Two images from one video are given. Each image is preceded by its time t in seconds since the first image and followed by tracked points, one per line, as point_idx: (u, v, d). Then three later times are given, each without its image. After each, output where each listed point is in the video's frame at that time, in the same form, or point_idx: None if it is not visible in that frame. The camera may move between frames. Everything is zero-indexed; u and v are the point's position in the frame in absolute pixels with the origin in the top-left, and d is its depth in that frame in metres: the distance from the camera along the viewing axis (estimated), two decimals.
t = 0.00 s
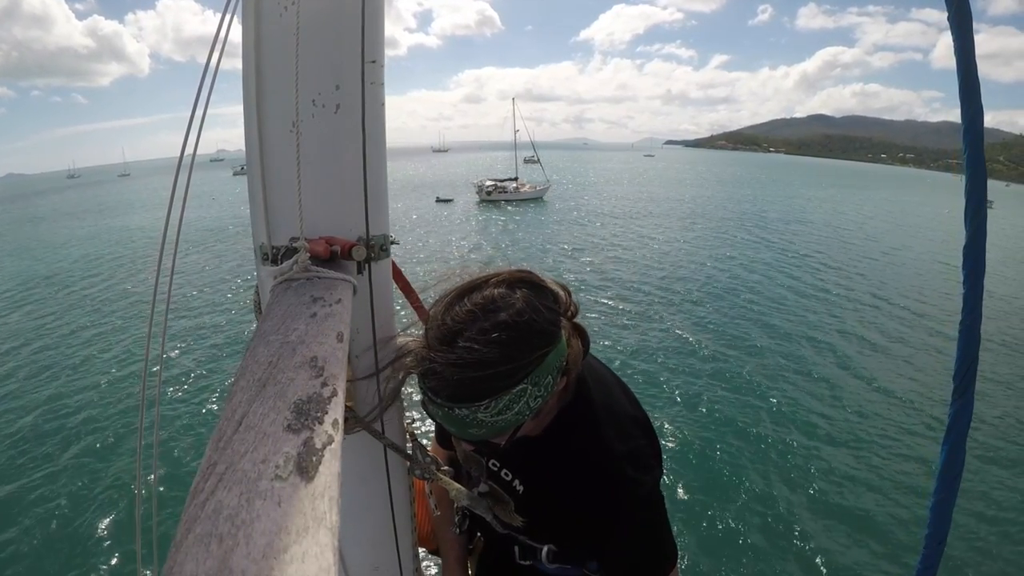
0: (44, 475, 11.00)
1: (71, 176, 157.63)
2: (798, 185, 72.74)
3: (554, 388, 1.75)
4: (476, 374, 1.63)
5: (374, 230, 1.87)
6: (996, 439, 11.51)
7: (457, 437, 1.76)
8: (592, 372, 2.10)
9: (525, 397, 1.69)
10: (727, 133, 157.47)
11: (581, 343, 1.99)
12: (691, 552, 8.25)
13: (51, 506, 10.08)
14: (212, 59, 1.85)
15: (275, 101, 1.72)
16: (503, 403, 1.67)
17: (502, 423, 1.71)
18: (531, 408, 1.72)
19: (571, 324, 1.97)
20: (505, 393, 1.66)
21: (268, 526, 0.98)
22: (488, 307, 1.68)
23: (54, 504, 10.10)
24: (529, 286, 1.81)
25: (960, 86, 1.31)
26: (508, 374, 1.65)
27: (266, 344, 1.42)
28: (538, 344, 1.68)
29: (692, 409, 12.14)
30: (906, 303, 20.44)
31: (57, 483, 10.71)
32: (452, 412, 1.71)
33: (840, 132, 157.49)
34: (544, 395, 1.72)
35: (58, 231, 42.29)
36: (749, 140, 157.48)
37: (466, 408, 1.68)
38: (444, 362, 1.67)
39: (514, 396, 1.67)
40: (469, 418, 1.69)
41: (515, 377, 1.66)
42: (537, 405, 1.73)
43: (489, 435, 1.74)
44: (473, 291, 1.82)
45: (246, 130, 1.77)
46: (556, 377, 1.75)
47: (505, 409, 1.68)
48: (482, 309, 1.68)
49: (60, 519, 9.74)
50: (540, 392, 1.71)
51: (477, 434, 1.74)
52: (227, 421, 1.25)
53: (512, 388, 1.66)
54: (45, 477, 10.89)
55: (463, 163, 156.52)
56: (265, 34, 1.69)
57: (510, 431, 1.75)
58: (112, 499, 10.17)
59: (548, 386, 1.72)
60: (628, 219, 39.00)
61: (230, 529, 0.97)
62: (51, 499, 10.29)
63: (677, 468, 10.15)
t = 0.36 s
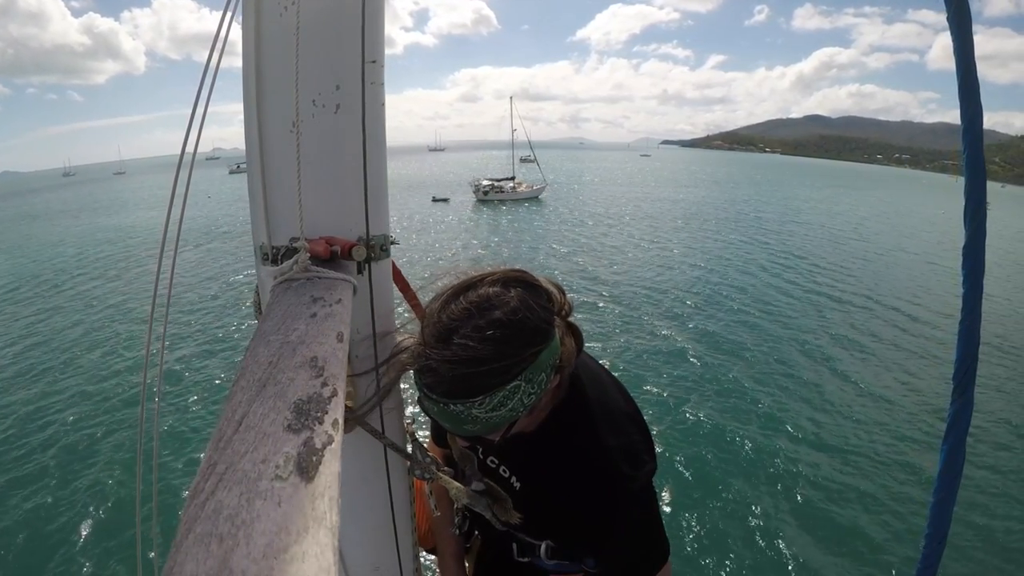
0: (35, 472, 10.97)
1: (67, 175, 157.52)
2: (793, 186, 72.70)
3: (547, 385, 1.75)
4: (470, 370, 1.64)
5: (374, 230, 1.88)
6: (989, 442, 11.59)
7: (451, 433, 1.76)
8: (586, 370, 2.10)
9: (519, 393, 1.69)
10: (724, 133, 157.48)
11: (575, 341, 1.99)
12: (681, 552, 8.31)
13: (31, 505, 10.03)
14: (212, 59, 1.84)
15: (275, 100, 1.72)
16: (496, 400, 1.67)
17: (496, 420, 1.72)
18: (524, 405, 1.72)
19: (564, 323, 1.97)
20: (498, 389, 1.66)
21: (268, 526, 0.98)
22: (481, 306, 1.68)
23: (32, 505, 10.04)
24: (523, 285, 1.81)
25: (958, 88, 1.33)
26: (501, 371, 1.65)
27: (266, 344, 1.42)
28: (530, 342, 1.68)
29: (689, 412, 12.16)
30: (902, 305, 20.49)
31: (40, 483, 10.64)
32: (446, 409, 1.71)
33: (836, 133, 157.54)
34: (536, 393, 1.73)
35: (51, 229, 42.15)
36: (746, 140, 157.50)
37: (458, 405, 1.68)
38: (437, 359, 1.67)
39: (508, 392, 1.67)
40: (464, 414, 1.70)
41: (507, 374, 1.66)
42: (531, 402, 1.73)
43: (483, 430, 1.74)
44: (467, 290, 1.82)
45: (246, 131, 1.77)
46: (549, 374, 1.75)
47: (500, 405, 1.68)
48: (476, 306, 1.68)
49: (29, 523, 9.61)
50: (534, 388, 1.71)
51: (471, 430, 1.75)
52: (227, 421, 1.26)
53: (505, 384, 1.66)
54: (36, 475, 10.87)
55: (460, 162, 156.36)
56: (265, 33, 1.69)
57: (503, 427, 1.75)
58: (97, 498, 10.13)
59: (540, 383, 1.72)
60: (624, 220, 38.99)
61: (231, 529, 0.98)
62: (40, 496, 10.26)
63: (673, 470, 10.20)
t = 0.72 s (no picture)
0: (26, 472, 10.95)
1: (63, 176, 157.47)
2: (789, 185, 72.64)
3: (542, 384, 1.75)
4: (465, 365, 1.64)
5: (373, 230, 1.87)
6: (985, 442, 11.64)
7: (445, 427, 1.76)
8: (583, 369, 2.11)
9: (513, 389, 1.69)
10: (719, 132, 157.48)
11: (572, 342, 1.99)
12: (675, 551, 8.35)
13: (20, 505, 10.02)
14: (212, 59, 1.84)
15: (275, 101, 1.72)
16: (490, 395, 1.67)
17: (489, 416, 1.72)
18: (519, 401, 1.71)
19: (562, 323, 1.97)
20: (493, 384, 1.66)
21: (268, 526, 0.98)
22: (477, 304, 1.68)
23: (15, 504, 10.06)
24: (523, 284, 1.80)
25: (960, 86, 1.33)
26: (496, 367, 1.65)
27: (266, 343, 1.42)
28: (526, 340, 1.68)
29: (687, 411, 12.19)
30: (898, 305, 20.53)
31: (26, 484, 10.62)
32: (440, 403, 1.71)
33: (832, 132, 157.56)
34: (532, 390, 1.72)
35: (45, 230, 42.03)
36: (741, 140, 157.50)
37: (453, 399, 1.68)
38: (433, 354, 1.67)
39: (504, 388, 1.67)
40: (458, 408, 1.69)
41: (503, 370, 1.66)
42: (526, 398, 1.72)
43: (477, 425, 1.74)
44: (466, 286, 1.82)
45: (246, 132, 1.77)
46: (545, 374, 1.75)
47: (494, 401, 1.68)
48: (472, 304, 1.68)
49: (8, 524, 9.58)
50: (529, 386, 1.70)
51: (465, 424, 1.74)
52: (226, 421, 1.25)
53: (500, 380, 1.66)
54: (28, 475, 10.85)
55: (456, 162, 156.32)
56: (265, 32, 1.68)
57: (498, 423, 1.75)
58: (89, 498, 10.13)
59: (536, 380, 1.71)
60: (620, 220, 39.00)
61: (231, 528, 0.97)
62: (30, 496, 10.23)
63: (669, 469, 10.26)
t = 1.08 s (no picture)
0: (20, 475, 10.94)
1: (59, 178, 157.41)
2: (785, 183, 72.66)
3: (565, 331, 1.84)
4: (498, 292, 1.73)
5: (373, 230, 1.88)
6: (982, 437, 11.67)
7: (463, 345, 1.78)
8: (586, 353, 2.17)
9: (537, 324, 1.75)
10: (715, 130, 157.51)
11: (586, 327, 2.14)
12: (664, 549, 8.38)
13: (6, 507, 10.04)
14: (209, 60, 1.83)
15: (274, 103, 1.71)
16: (517, 319, 1.73)
17: (510, 345, 1.76)
18: (540, 338, 1.78)
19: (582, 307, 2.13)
20: (521, 311, 1.73)
21: (268, 525, 0.98)
22: (516, 247, 1.81)
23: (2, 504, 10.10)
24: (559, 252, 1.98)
25: (958, 86, 1.34)
26: (528, 299, 1.74)
27: (265, 343, 1.41)
28: (560, 285, 1.81)
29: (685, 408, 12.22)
30: (894, 302, 20.58)
31: (19, 486, 10.62)
32: (466, 317, 1.76)
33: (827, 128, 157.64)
34: (554, 333, 1.80)
35: (39, 233, 41.94)
36: (737, 137, 157.51)
37: (480, 314, 1.74)
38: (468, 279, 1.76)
39: (530, 318, 1.74)
40: (482, 327, 1.74)
41: (536, 298, 1.75)
42: (546, 339, 1.79)
43: (494, 353, 1.77)
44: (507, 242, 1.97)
45: (244, 131, 1.76)
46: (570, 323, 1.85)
47: (518, 328, 1.73)
48: (510, 249, 1.81)
49: None
50: (553, 327, 1.78)
51: (482, 350, 1.77)
52: (225, 421, 1.25)
53: (528, 309, 1.74)
54: (22, 478, 10.84)
55: (452, 162, 156.31)
56: (264, 31, 1.67)
57: (514, 357, 1.78)
58: (85, 501, 10.13)
59: (560, 325, 1.80)
60: (616, 218, 38.99)
61: (228, 528, 0.98)
62: (24, 499, 10.23)
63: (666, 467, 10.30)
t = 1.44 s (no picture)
0: (18, 479, 10.94)
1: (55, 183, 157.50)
2: (781, 180, 72.65)
3: (586, 289, 1.94)
4: (529, 231, 1.87)
5: (371, 229, 1.89)
6: (980, 434, 11.69)
7: (485, 264, 1.89)
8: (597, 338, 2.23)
9: (558, 269, 1.86)
10: (710, 129, 157.57)
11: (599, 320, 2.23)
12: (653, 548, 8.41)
13: None
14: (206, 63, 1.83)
15: (273, 104, 1.71)
16: (541, 256, 1.85)
17: (529, 276, 1.86)
18: (559, 283, 1.87)
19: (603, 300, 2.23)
20: (544, 251, 1.86)
21: (267, 525, 1.00)
22: (556, 205, 1.97)
23: None
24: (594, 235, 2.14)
25: (957, 83, 1.34)
26: (553, 245, 1.87)
27: (263, 343, 1.41)
28: (588, 247, 1.95)
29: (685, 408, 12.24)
30: (892, 300, 20.58)
31: (17, 490, 10.61)
32: (495, 246, 1.88)
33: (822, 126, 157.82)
34: (575, 284, 1.89)
35: (34, 238, 41.87)
36: (732, 135, 157.52)
37: (507, 244, 1.86)
38: (501, 223, 1.91)
39: (552, 260, 1.85)
40: (507, 253, 1.86)
41: (562, 244, 1.88)
42: (566, 287, 1.88)
43: (513, 284, 1.87)
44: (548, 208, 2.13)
45: (244, 131, 1.76)
46: (593, 285, 1.96)
47: (540, 264, 1.85)
48: (546, 210, 1.96)
49: None
50: (574, 278, 1.89)
51: (502, 280, 1.88)
52: (223, 421, 1.25)
53: (551, 252, 1.86)
54: (21, 482, 10.83)
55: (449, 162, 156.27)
56: (263, 30, 1.67)
57: (530, 296, 1.87)
58: (83, 503, 10.12)
59: (583, 280, 1.91)
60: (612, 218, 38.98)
61: (228, 528, 0.99)
62: (22, 503, 10.21)
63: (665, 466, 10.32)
